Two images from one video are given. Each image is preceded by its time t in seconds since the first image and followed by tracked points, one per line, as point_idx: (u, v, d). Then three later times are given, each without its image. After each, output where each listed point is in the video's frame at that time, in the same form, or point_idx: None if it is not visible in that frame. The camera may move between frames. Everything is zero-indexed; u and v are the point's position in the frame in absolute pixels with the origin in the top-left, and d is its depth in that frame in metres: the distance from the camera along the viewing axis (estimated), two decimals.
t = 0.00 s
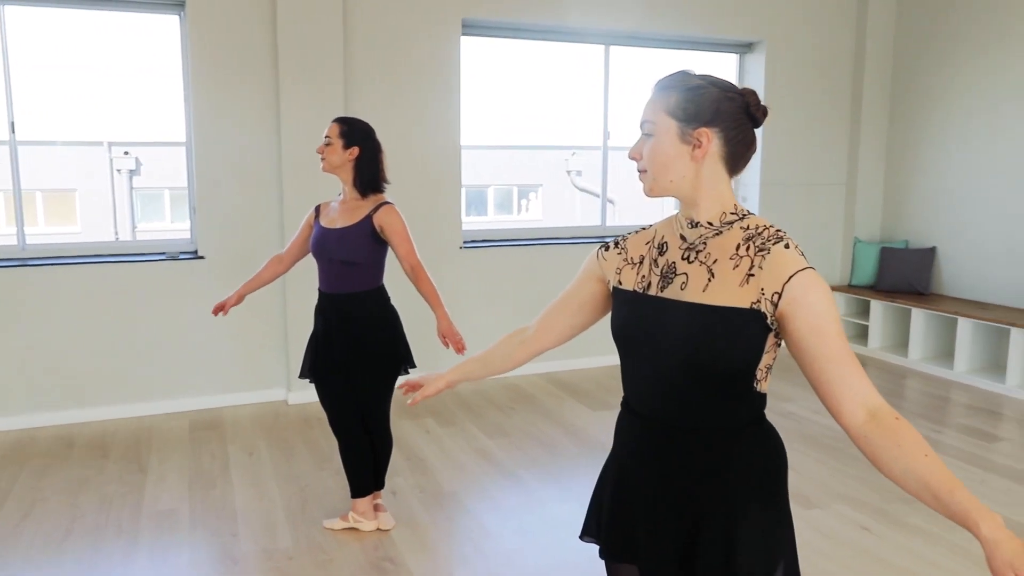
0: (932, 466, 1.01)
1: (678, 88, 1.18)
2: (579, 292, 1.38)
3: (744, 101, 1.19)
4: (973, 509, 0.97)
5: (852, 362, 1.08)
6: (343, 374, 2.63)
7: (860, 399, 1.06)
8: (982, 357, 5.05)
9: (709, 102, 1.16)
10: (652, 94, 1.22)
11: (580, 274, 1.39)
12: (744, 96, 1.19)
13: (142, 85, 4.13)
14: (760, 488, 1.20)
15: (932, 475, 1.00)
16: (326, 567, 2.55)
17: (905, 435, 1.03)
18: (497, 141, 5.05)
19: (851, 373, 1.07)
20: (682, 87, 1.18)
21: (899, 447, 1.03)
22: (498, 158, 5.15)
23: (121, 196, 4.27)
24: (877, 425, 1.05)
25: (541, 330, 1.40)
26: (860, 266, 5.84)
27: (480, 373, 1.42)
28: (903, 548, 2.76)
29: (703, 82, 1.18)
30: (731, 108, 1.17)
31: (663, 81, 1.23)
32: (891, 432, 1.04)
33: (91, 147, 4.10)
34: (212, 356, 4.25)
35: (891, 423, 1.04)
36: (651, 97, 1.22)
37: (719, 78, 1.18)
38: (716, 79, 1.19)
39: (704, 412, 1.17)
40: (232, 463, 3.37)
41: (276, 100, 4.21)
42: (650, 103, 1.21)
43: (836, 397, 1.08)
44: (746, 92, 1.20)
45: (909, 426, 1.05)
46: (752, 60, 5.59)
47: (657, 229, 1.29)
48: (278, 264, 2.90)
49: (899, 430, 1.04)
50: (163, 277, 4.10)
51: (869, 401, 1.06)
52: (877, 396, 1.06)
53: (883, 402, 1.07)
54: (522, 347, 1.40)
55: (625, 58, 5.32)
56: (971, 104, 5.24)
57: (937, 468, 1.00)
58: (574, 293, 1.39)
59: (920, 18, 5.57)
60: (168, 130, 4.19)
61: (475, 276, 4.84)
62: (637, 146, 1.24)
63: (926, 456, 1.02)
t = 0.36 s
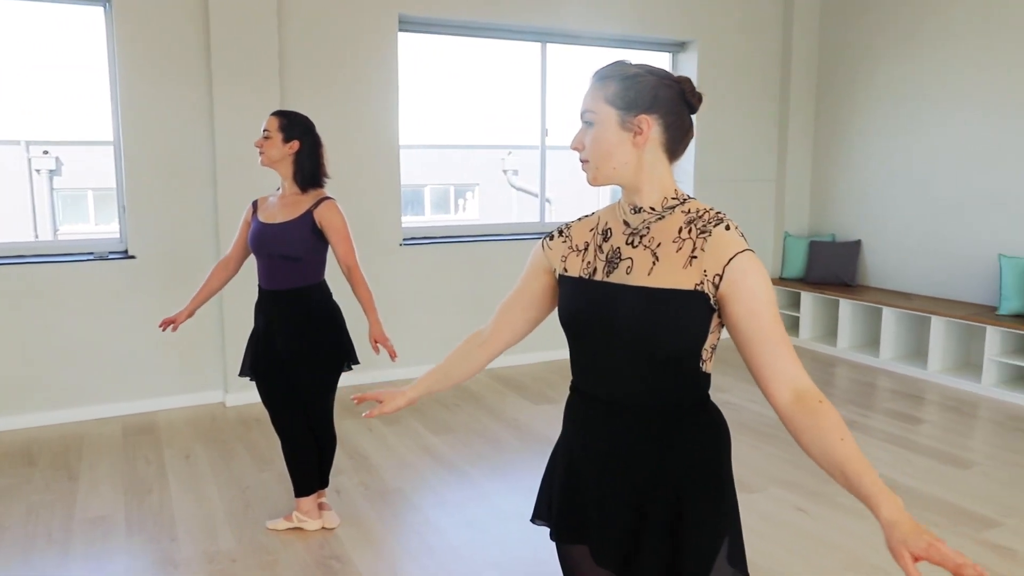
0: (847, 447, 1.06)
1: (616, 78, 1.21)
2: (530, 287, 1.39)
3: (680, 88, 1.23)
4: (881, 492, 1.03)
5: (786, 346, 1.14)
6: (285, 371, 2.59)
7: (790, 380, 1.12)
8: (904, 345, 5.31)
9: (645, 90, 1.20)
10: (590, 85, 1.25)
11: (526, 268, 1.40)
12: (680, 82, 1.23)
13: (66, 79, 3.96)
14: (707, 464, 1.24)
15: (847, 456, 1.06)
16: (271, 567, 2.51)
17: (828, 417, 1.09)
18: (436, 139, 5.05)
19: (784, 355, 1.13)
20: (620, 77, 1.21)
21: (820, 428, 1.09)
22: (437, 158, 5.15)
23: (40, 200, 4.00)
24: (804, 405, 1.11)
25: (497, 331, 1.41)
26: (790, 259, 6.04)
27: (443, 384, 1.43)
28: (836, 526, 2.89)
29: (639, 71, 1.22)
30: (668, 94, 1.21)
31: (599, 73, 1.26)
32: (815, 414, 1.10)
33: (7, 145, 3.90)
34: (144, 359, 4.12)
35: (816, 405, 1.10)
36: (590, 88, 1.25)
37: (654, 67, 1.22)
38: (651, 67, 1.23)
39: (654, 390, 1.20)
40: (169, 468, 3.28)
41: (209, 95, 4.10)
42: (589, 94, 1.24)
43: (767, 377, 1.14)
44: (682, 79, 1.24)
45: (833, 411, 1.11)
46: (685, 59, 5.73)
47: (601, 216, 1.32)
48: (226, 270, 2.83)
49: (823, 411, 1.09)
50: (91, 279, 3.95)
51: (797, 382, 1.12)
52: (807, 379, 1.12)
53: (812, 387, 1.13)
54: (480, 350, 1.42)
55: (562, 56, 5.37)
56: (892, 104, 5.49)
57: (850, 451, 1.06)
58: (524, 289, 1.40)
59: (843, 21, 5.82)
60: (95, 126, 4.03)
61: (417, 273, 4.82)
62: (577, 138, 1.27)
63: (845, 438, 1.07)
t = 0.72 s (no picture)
0: (789, 453, 1.12)
1: (585, 77, 1.23)
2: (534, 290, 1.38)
3: (647, 80, 1.25)
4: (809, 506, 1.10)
5: (755, 342, 1.16)
6: (270, 368, 2.58)
7: (752, 377, 1.15)
8: (883, 338, 5.39)
9: (615, 85, 1.22)
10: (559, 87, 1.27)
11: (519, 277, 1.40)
12: (646, 74, 1.25)
13: (43, 79, 3.92)
14: (694, 452, 1.26)
15: (788, 462, 1.12)
16: (257, 565, 2.51)
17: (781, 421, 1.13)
18: (418, 137, 5.05)
19: (754, 353, 1.15)
20: (587, 74, 1.23)
21: (769, 431, 1.13)
22: (420, 158, 5.08)
23: (14, 202, 3.95)
24: (760, 404, 1.15)
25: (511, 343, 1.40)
26: (770, 254, 6.10)
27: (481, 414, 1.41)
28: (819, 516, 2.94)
29: (606, 67, 1.24)
30: (637, 87, 1.23)
31: (566, 74, 1.28)
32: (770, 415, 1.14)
33: None
34: (125, 361, 4.08)
35: (771, 405, 1.14)
36: (559, 90, 1.26)
37: (621, 62, 1.24)
38: (617, 62, 1.25)
39: (641, 380, 1.22)
40: (152, 468, 3.26)
41: (189, 95, 4.07)
42: (558, 96, 1.26)
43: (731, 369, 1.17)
44: (647, 70, 1.26)
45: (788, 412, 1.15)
46: (664, 57, 5.77)
47: (583, 211, 1.33)
48: (218, 277, 2.81)
49: (776, 414, 1.13)
50: (70, 280, 3.92)
51: (759, 380, 1.15)
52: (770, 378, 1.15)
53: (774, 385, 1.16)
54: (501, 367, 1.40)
55: (543, 55, 5.40)
56: (869, 101, 5.58)
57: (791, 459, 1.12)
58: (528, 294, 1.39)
59: (819, 20, 5.90)
60: (73, 126, 4.00)
61: (400, 272, 4.82)
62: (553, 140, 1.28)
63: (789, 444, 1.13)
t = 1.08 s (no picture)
0: (781, 449, 1.16)
1: (595, 74, 1.23)
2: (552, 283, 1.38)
3: (658, 70, 1.25)
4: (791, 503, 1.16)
5: (766, 337, 1.17)
6: (278, 366, 2.59)
7: (758, 370, 1.18)
8: (887, 333, 5.40)
9: (626, 79, 1.22)
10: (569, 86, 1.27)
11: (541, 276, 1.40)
12: (656, 65, 1.25)
13: (48, 80, 3.93)
14: (711, 441, 1.27)
15: (780, 457, 1.17)
16: (269, 562, 2.52)
17: (780, 417, 1.17)
18: (421, 136, 5.06)
19: (764, 349, 1.17)
20: (597, 71, 1.23)
21: (767, 425, 1.17)
22: (423, 157, 5.09)
23: (16, 203, 3.96)
24: (762, 397, 1.18)
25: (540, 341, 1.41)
26: (774, 249, 6.08)
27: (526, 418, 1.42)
28: (828, 509, 2.94)
29: (616, 61, 1.24)
30: (649, 80, 1.23)
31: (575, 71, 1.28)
32: (769, 411, 1.17)
33: None
34: (132, 361, 4.09)
35: (772, 401, 1.17)
36: (569, 89, 1.26)
37: (630, 55, 1.24)
38: (626, 56, 1.25)
39: (661, 371, 1.23)
40: (161, 467, 3.27)
41: (194, 95, 4.08)
42: (569, 95, 1.26)
43: (738, 358, 1.20)
44: (656, 60, 1.26)
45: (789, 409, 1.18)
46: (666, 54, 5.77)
47: (601, 203, 1.34)
48: (233, 277, 2.82)
49: (776, 411, 1.17)
50: (76, 281, 3.93)
51: (764, 375, 1.18)
52: (776, 374, 1.18)
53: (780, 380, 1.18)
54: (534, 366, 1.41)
55: (545, 54, 5.40)
56: (872, 96, 5.58)
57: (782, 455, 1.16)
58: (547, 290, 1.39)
59: (821, 16, 5.90)
60: (79, 127, 4.00)
61: (404, 270, 4.82)
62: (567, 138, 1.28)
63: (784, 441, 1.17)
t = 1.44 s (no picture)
0: (782, 448, 1.18)
1: (620, 78, 1.22)
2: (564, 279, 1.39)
3: (678, 70, 1.25)
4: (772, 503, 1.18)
5: (791, 338, 1.17)
6: (290, 366, 2.59)
7: (775, 368, 1.19)
8: (893, 332, 5.39)
9: (652, 82, 1.22)
10: (589, 89, 1.25)
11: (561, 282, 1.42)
12: (678, 65, 1.25)
13: (55, 83, 3.94)
14: (730, 440, 1.27)
15: (777, 454, 1.18)
16: (281, 562, 2.52)
17: (791, 417, 1.18)
18: (426, 137, 5.06)
19: (787, 349, 1.17)
20: (621, 74, 1.22)
21: (775, 424, 1.18)
22: (428, 158, 5.10)
23: (22, 207, 3.96)
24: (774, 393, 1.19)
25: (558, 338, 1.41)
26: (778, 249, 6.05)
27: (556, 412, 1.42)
28: (837, 508, 2.94)
29: (639, 64, 1.23)
30: (672, 82, 1.23)
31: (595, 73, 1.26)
32: (780, 410, 1.18)
33: None
34: (140, 363, 4.10)
35: (785, 400, 1.18)
36: (591, 92, 1.24)
37: (652, 56, 1.23)
38: (646, 58, 1.24)
39: (683, 371, 1.23)
40: (170, 469, 3.28)
41: (200, 97, 4.09)
42: (592, 98, 1.24)
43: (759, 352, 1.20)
44: (676, 60, 1.26)
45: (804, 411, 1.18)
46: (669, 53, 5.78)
47: (621, 204, 1.34)
48: (243, 278, 2.83)
49: (786, 412, 1.18)
50: (85, 283, 3.94)
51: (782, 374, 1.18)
52: (798, 376, 1.18)
53: (801, 382, 1.18)
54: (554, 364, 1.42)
55: (549, 54, 5.39)
56: (876, 95, 5.58)
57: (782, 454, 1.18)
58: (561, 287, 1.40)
59: (825, 15, 5.90)
60: (86, 129, 4.02)
61: (411, 270, 4.82)
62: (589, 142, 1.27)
63: (788, 442, 1.18)
